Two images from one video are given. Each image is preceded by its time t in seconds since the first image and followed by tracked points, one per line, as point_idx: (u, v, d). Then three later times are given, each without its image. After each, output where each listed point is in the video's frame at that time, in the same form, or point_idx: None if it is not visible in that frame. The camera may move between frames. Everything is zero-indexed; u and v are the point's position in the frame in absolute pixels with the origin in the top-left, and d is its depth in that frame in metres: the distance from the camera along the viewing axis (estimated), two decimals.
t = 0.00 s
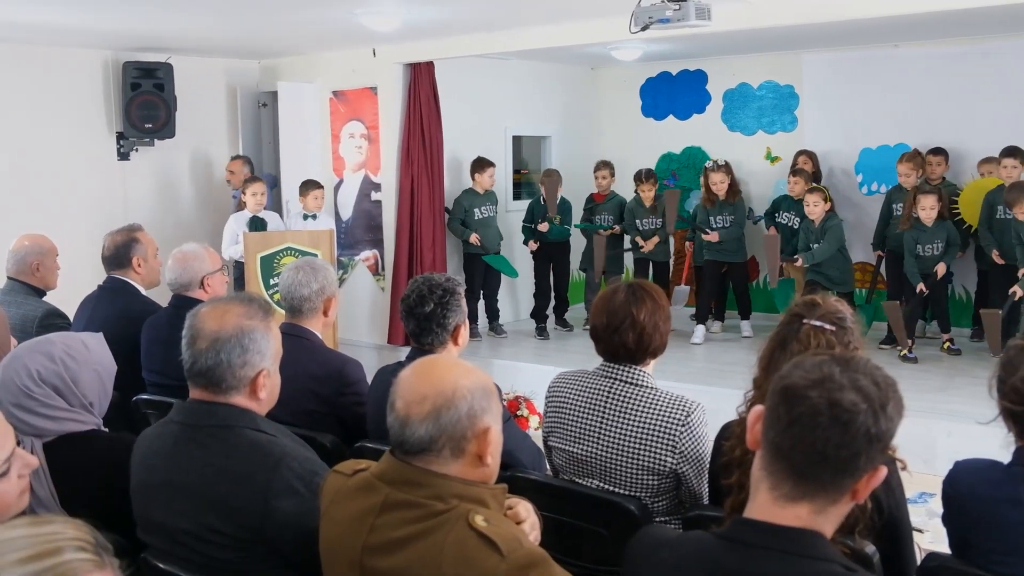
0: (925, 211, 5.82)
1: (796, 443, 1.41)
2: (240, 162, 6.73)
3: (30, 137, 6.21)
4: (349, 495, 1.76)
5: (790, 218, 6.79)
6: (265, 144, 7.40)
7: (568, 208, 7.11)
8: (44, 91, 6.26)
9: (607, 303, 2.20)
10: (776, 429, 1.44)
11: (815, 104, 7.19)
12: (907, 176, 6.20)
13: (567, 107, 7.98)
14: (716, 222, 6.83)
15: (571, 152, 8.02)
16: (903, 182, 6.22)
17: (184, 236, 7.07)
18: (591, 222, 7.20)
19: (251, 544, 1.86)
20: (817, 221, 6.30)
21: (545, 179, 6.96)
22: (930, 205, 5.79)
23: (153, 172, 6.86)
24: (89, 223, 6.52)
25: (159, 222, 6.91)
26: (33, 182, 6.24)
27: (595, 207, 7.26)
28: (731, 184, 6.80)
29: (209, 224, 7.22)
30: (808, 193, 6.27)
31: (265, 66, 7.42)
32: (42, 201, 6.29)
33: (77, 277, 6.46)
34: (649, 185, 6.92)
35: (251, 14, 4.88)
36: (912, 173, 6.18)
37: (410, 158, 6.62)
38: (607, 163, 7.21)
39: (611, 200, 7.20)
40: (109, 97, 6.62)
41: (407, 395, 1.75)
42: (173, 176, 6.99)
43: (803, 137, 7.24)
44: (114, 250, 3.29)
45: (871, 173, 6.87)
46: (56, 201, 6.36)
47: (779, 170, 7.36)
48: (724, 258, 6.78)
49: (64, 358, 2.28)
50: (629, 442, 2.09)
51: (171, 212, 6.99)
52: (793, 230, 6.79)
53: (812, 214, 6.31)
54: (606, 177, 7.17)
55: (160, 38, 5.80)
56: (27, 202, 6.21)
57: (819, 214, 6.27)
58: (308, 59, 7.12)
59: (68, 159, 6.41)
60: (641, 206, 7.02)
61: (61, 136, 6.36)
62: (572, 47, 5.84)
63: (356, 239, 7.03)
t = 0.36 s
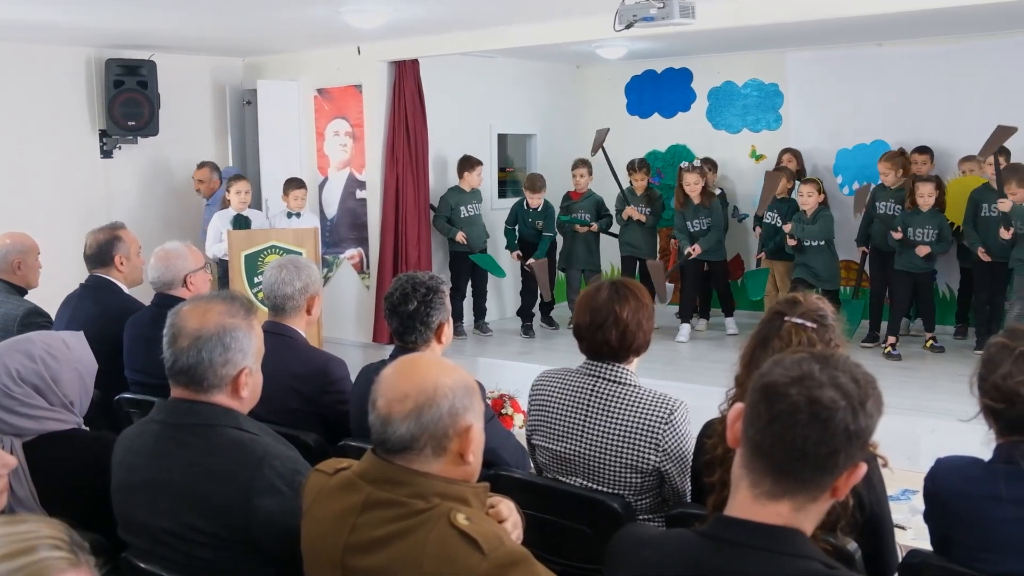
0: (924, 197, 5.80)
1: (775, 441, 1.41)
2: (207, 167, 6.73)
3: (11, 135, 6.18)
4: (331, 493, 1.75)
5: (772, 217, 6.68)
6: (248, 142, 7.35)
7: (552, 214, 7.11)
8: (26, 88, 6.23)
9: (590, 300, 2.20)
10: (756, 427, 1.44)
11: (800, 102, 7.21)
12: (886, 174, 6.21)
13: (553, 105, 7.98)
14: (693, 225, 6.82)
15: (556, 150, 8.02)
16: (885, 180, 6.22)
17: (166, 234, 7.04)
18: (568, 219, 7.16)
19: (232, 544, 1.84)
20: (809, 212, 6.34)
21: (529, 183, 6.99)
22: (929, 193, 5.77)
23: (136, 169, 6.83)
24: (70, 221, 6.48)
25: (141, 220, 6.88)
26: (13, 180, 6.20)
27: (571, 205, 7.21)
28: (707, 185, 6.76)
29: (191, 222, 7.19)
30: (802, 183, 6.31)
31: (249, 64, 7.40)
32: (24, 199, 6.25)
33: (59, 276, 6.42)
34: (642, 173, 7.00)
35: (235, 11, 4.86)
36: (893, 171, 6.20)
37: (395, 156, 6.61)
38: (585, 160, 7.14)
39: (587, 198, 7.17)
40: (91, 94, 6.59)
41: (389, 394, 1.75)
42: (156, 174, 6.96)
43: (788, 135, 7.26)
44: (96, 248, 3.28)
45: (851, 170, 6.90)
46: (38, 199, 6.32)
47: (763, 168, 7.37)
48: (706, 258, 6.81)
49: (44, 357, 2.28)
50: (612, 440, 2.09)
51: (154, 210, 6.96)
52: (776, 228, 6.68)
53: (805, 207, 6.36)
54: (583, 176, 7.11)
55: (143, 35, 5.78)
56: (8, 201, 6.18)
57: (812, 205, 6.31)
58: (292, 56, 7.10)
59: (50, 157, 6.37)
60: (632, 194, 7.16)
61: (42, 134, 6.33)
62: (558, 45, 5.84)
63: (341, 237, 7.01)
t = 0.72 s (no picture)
0: (898, 198, 5.89)
1: (755, 438, 1.42)
2: (186, 168, 6.71)
3: None
4: (311, 492, 1.74)
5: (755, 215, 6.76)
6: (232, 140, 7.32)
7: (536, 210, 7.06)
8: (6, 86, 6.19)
9: (572, 298, 2.20)
10: (735, 425, 1.45)
11: (784, 100, 7.22)
12: (862, 171, 6.30)
13: (537, 104, 7.98)
14: (682, 220, 6.84)
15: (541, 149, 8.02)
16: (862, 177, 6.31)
17: (148, 232, 7.01)
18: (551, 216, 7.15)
19: (213, 543, 1.84)
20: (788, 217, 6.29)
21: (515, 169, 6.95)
22: (904, 194, 5.83)
23: (118, 168, 6.80)
24: (51, 220, 6.45)
25: (123, 218, 6.85)
26: None
27: (553, 203, 7.21)
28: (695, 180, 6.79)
29: (173, 220, 7.15)
30: (779, 188, 6.27)
31: (232, 62, 7.36)
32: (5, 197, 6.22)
33: (40, 275, 6.39)
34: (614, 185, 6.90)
35: (217, 9, 4.85)
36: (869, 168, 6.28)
37: (379, 154, 6.60)
38: (564, 158, 7.14)
39: (568, 196, 7.19)
40: (73, 92, 6.55)
41: (369, 392, 1.75)
42: (138, 172, 6.93)
43: (771, 133, 7.28)
44: (77, 247, 3.26)
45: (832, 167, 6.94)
46: (19, 197, 6.29)
47: (747, 167, 7.39)
48: (690, 255, 6.80)
49: (22, 357, 2.30)
50: (595, 438, 2.09)
51: (136, 209, 6.93)
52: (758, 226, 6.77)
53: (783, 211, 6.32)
54: (564, 173, 7.13)
55: (125, 33, 5.76)
56: None
57: (790, 210, 6.27)
58: (275, 54, 7.08)
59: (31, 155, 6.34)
60: (608, 207, 7.02)
61: (23, 132, 6.29)
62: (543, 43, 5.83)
63: (325, 235, 7.00)
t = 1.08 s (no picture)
0: (880, 199, 5.92)
1: (734, 437, 1.42)
2: (162, 167, 6.70)
3: None
4: (292, 492, 1.74)
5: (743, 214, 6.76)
6: (215, 139, 7.30)
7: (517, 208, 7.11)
8: None
9: (555, 297, 2.20)
10: (716, 423, 1.45)
11: (766, 100, 7.25)
12: (845, 168, 6.29)
13: (521, 103, 7.98)
14: (664, 217, 6.87)
15: (525, 148, 8.02)
16: (845, 175, 6.31)
17: (130, 231, 6.98)
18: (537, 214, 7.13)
19: (194, 544, 1.83)
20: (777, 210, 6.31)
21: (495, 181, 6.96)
22: (886, 194, 5.88)
23: (100, 167, 6.76)
24: (32, 220, 6.41)
25: (105, 218, 6.82)
26: None
27: (541, 203, 7.20)
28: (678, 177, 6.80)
29: (155, 220, 7.12)
30: (771, 180, 6.27)
31: (215, 61, 7.33)
32: None
33: (20, 275, 6.35)
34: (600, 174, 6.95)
35: (199, 7, 4.83)
36: (852, 165, 6.28)
37: (363, 153, 6.59)
38: (552, 159, 7.20)
39: (555, 195, 7.15)
40: (54, 91, 6.51)
41: (350, 392, 1.74)
42: (120, 172, 6.90)
43: (755, 132, 7.31)
44: (58, 246, 3.25)
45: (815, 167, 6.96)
46: None
47: (731, 166, 7.42)
48: (674, 253, 6.79)
49: (3, 357, 2.30)
50: (577, 437, 2.09)
51: (118, 208, 6.89)
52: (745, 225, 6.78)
53: (772, 204, 6.33)
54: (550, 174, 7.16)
55: (105, 31, 5.73)
56: None
57: (779, 203, 6.29)
58: (258, 53, 7.06)
59: (12, 154, 6.29)
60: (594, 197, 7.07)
61: (4, 131, 6.25)
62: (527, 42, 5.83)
63: (308, 234, 6.98)
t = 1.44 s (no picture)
0: (865, 194, 5.89)
1: (715, 434, 1.42)
2: (140, 167, 6.69)
3: None
4: (274, 492, 1.73)
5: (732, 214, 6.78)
6: (198, 137, 7.26)
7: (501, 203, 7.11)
8: None
9: (538, 296, 2.20)
10: (696, 422, 1.45)
11: (750, 99, 7.27)
12: (829, 166, 6.37)
13: (506, 102, 7.98)
14: (643, 221, 6.86)
15: (510, 147, 8.02)
16: (828, 173, 6.40)
17: (112, 231, 6.94)
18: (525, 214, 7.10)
19: (176, 544, 1.83)
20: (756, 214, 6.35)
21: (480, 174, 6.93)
22: (871, 190, 5.85)
23: (82, 166, 6.73)
24: (13, 219, 6.37)
25: (87, 217, 6.78)
26: None
27: (528, 202, 7.21)
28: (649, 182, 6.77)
29: (138, 219, 7.09)
30: (748, 187, 6.35)
31: (198, 60, 7.30)
32: None
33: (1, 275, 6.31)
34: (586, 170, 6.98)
35: (183, 6, 4.82)
36: (835, 163, 6.36)
37: (348, 152, 6.59)
38: (541, 158, 7.11)
39: (543, 195, 7.19)
40: (36, 89, 6.47)
41: (332, 391, 1.74)
42: (102, 171, 6.86)
43: (739, 131, 7.33)
44: (40, 246, 3.23)
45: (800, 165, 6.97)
46: None
47: (715, 165, 7.43)
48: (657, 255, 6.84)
49: None
50: (561, 436, 2.09)
51: (101, 207, 6.86)
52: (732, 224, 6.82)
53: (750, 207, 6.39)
54: (539, 172, 7.10)
55: (85, 30, 5.70)
56: None
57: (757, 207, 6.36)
58: (241, 51, 7.04)
59: None
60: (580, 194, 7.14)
61: None
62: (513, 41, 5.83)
63: (293, 234, 6.97)
